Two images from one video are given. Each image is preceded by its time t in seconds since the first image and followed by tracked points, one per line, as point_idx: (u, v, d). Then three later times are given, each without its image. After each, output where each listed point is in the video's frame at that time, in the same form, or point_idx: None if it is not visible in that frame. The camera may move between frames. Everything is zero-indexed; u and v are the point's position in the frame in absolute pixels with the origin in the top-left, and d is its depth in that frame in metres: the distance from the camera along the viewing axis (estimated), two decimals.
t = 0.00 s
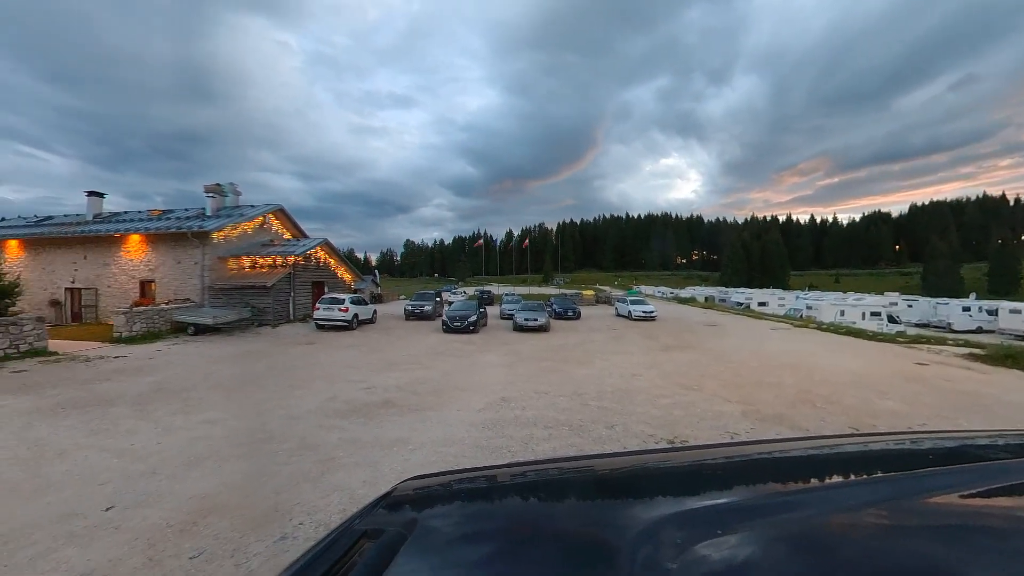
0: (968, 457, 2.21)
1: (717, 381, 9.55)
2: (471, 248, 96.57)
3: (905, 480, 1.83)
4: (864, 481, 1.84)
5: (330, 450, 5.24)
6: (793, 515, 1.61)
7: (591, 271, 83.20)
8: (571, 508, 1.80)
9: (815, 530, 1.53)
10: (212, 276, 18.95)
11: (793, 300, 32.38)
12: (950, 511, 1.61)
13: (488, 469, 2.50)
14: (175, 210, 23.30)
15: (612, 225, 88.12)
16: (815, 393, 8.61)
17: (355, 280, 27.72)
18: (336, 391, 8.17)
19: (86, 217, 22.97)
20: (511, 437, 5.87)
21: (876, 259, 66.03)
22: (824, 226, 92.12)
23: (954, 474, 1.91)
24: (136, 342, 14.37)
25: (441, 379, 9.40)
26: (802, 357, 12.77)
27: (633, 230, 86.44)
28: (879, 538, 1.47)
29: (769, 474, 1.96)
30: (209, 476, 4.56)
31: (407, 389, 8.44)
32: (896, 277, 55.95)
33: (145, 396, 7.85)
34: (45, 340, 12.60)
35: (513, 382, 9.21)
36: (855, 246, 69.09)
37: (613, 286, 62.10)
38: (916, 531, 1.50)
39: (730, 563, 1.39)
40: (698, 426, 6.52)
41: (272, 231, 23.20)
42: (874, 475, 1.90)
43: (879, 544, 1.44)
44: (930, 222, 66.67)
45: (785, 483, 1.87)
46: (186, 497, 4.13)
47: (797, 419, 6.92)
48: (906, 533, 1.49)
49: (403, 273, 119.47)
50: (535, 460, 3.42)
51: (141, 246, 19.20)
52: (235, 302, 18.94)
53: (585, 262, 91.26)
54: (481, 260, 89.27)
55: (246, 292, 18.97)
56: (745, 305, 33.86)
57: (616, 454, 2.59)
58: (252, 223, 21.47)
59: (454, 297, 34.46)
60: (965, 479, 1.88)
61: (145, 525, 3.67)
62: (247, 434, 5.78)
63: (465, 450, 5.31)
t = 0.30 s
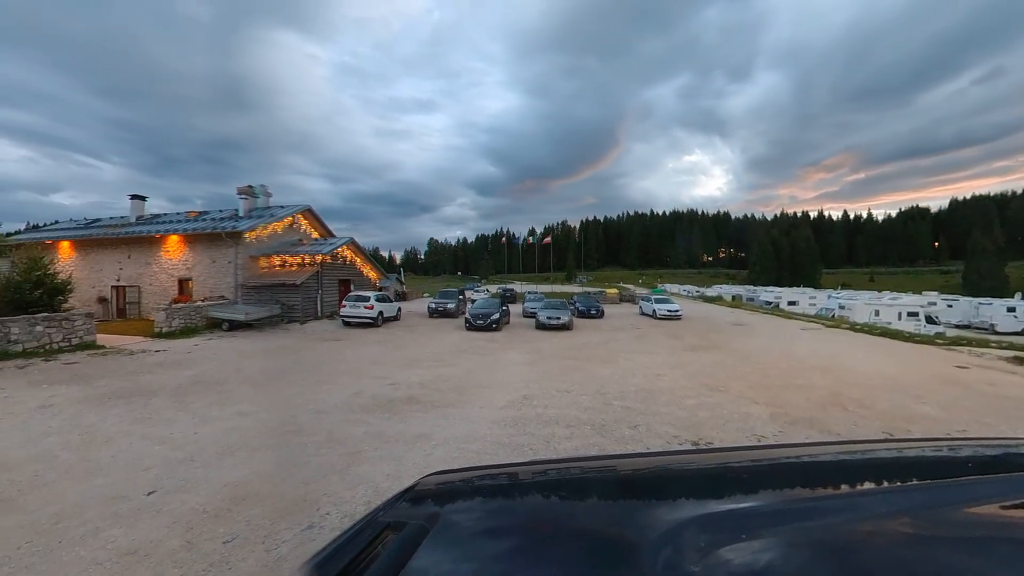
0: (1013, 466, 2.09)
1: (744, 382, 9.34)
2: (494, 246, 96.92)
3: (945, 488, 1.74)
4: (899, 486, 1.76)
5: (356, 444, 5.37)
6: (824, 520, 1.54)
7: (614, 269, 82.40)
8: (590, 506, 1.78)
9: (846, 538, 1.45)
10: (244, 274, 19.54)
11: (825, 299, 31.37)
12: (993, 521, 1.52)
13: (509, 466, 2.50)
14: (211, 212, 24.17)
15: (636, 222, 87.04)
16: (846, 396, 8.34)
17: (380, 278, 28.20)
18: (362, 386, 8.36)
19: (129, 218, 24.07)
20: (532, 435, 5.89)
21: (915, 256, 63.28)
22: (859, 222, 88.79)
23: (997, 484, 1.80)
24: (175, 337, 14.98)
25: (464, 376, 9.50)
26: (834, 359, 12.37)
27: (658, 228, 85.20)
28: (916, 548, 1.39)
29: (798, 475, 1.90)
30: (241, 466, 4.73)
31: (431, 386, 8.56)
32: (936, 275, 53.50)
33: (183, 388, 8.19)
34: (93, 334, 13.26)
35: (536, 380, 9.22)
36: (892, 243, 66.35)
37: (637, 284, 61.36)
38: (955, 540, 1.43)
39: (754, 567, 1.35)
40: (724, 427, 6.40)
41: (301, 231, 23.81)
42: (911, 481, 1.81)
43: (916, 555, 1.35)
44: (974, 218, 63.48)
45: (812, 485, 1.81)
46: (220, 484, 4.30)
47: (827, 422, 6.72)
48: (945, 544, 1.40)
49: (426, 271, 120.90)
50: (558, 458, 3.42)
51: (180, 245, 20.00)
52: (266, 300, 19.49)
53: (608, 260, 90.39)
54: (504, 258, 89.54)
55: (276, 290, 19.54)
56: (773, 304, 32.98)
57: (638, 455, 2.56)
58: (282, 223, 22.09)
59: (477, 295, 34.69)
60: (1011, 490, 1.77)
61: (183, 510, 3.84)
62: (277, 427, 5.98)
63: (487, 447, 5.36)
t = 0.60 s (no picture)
0: None
1: (772, 383, 9.11)
2: (517, 244, 97.04)
3: (987, 498, 1.65)
4: (935, 495, 1.68)
5: (381, 438, 5.48)
6: (853, 528, 1.49)
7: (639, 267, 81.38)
8: (611, 505, 1.76)
9: (877, 548, 1.40)
10: (274, 272, 20.25)
11: (859, 299, 30.25)
12: None
13: (530, 464, 2.51)
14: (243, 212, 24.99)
15: (661, 220, 85.67)
16: (881, 400, 8.03)
17: (405, 276, 28.59)
18: (386, 382, 8.52)
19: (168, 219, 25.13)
20: (554, 433, 5.89)
21: (958, 254, 60.35)
22: (896, 218, 85.22)
23: None
24: (210, 332, 15.55)
25: (487, 374, 9.56)
26: (869, 361, 11.92)
27: (683, 225, 83.67)
28: (952, 560, 1.33)
29: (828, 480, 1.84)
30: (271, 457, 4.89)
31: (454, 382, 8.66)
32: (981, 274, 50.90)
33: (218, 380, 8.53)
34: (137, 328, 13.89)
35: (558, 379, 9.21)
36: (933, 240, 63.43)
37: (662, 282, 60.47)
38: (994, 555, 1.36)
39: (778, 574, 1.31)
40: (750, 430, 6.27)
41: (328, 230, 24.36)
42: (949, 491, 1.73)
43: (952, 567, 1.30)
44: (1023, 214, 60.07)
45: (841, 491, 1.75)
46: (251, 474, 4.47)
47: (859, 427, 6.50)
48: (983, 556, 1.34)
49: (450, 269, 122.06)
50: (580, 457, 3.40)
51: (214, 245, 20.75)
52: (295, 297, 20.15)
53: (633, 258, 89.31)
54: (528, 256, 89.55)
55: (305, 287, 20.07)
56: (804, 303, 31.99)
57: (661, 456, 2.52)
58: (310, 223, 22.66)
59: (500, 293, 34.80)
60: None
61: (217, 497, 4.00)
62: (306, 420, 6.15)
63: (509, 445, 5.39)
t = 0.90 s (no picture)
0: None
1: (801, 386, 8.85)
2: (540, 242, 96.86)
3: None
4: (972, 506, 1.61)
5: (403, 434, 5.57)
6: (883, 537, 1.44)
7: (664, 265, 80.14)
8: (633, 506, 1.73)
9: (906, 557, 1.35)
10: (303, 270, 20.79)
11: (895, 298, 29.09)
12: None
13: (553, 463, 2.51)
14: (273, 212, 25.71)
15: (686, 217, 84.09)
16: (918, 404, 7.71)
17: (428, 274, 28.88)
18: (410, 378, 8.66)
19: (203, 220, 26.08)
20: (575, 432, 5.88)
21: (1004, 252, 57.34)
22: (936, 214, 81.51)
23: None
24: (242, 328, 16.08)
25: (509, 371, 9.60)
26: (905, 364, 11.45)
27: (710, 222, 81.95)
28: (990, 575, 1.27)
29: (857, 486, 1.78)
30: (299, 448, 5.04)
31: (477, 380, 8.73)
32: None
33: (250, 374, 8.82)
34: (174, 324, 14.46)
35: (580, 378, 9.17)
36: (977, 237, 60.34)
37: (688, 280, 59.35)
38: None
39: None
40: (778, 433, 6.12)
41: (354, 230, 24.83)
42: (986, 502, 1.66)
43: None
44: None
45: (870, 498, 1.68)
46: (280, 464, 4.62)
47: (895, 432, 6.25)
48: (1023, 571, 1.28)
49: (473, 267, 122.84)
50: (603, 456, 3.39)
51: (246, 244, 21.43)
52: (322, 294, 20.64)
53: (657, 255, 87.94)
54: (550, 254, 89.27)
55: (332, 285, 20.53)
56: (835, 303, 30.96)
57: (685, 456, 2.47)
58: (336, 222, 23.15)
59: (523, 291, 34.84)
60: None
61: (247, 485, 4.15)
62: (332, 413, 6.32)
63: (530, 443, 5.40)
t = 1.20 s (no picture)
0: None
1: (833, 388, 8.56)
2: (563, 240, 96.33)
3: None
4: (1015, 518, 1.53)
5: (426, 429, 5.64)
6: (918, 547, 1.38)
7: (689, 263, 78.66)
8: (656, 508, 1.71)
9: (940, 568, 1.30)
10: (329, 268, 21.24)
11: (934, 298, 27.84)
12: None
13: (575, 462, 2.50)
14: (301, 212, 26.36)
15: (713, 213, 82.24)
16: (959, 409, 7.36)
17: (452, 272, 29.07)
18: (433, 375, 8.76)
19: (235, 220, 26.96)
20: (597, 431, 5.85)
21: None
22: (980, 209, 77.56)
23: None
24: (272, 324, 16.56)
25: (531, 369, 9.60)
26: (945, 367, 10.95)
27: (738, 219, 79.94)
28: None
29: (890, 494, 1.71)
30: (325, 441, 5.17)
31: (499, 377, 8.76)
32: None
33: (279, 369, 9.09)
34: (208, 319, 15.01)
35: (603, 377, 9.09)
36: None
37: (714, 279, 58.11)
38: None
39: None
40: (807, 437, 5.93)
41: (379, 228, 25.20)
42: None
43: None
44: None
45: (904, 507, 1.61)
46: (308, 457, 4.75)
47: (932, 439, 5.99)
48: None
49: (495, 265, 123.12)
50: (625, 456, 3.35)
51: (276, 243, 22.05)
52: (349, 291, 21.05)
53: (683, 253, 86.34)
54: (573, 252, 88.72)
55: (357, 283, 20.93)
56: (870, 302, 29.83)
57: (709, 459, 2.42)
58: (362, 221, 23.56)
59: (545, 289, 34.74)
60: None
61: (276, 476, 4.29)
62: (358, 408, 6.46)
63: (552, 441, 5.40)
